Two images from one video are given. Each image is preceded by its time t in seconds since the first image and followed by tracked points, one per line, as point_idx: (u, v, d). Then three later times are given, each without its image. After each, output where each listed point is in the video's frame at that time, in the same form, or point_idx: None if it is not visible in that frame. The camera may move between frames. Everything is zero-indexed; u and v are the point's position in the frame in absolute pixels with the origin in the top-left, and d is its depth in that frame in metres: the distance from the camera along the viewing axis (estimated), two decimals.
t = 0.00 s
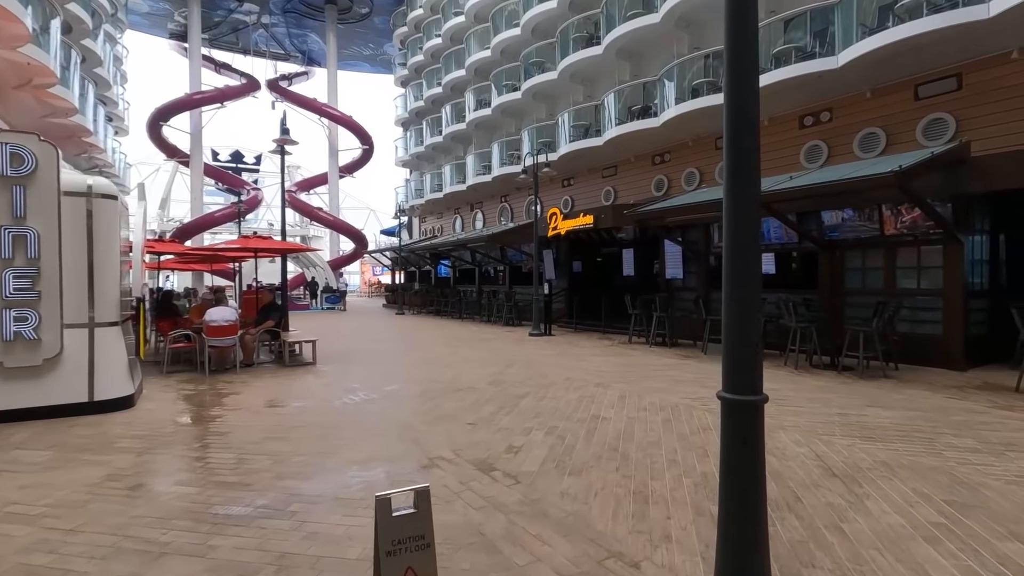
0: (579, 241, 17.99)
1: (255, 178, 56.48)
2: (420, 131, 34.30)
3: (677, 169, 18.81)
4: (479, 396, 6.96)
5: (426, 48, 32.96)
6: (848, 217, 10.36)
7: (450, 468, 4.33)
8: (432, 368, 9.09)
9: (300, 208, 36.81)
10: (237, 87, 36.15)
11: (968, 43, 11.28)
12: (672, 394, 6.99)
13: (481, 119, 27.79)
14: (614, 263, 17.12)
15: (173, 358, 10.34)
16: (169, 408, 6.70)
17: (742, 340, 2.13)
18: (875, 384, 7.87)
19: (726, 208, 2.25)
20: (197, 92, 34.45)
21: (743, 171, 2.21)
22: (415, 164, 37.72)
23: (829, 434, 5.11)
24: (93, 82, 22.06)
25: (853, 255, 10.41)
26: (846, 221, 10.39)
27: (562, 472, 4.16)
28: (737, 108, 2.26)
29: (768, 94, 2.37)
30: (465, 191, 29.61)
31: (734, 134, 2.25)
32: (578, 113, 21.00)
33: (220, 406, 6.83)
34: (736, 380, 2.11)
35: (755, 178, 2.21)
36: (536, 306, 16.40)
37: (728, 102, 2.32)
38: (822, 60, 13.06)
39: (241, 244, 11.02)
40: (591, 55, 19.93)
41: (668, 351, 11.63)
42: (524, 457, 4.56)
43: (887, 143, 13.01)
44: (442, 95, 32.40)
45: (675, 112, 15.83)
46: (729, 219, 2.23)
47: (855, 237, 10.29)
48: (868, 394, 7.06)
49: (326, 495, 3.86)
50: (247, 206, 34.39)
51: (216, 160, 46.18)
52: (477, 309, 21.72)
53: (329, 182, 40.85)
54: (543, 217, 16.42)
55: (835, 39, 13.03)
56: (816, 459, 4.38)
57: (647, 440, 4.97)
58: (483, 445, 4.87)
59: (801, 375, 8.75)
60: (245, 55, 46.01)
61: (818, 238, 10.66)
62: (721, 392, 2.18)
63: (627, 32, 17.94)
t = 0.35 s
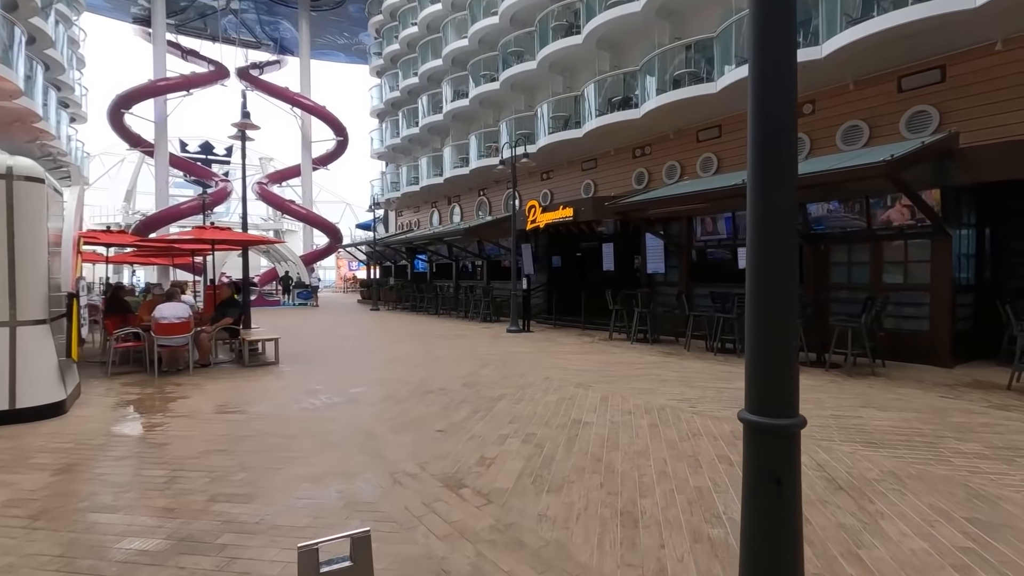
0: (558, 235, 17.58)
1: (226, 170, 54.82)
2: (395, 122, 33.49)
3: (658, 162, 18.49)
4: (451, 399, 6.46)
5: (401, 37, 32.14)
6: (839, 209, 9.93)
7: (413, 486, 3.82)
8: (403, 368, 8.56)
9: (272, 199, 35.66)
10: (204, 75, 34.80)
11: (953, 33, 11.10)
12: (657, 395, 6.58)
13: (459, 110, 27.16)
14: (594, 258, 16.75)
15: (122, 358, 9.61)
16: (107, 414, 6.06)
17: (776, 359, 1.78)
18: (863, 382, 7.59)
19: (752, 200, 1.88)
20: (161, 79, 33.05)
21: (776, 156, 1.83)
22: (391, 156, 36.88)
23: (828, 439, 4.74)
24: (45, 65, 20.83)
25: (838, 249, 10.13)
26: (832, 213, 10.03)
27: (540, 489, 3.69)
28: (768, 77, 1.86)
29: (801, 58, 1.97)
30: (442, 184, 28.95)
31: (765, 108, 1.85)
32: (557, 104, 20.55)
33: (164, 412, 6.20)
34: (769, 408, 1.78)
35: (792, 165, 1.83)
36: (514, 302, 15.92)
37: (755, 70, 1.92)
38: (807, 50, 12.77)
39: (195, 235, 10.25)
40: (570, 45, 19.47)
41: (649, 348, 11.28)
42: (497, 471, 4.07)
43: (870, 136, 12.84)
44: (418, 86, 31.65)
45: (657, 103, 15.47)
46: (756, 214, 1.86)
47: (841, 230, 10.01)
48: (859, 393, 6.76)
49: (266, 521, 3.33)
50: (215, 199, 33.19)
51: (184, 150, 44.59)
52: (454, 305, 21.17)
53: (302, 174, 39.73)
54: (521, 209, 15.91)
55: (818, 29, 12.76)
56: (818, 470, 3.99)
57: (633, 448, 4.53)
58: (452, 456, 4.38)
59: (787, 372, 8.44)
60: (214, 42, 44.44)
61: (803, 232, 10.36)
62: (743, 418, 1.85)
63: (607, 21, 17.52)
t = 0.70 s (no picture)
0: (540, 232, 17.10)
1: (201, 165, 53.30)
2: (375, 117, 32.73)
3: (642, 158, 18.13)
4: (421, 408, 5.93)
5: (381, 30, 31.38)
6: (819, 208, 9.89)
7: (367, 517, 3.28)
8: (373, 372, 8.00)
9: (246, 195, 34.64)
10: (176, 67, 33.61)
11: (943, 27, 10.85)
12: (645, 401, 6.13)
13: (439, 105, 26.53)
14: (576, 257, 16.34)
15: (68, 363, 8.91)
16: (33, 429, 5.40)
17: (838, 412, 1.48)
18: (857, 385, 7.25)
19: (813, 219, 1.53)
20: (130, 69, 31.80)
21: (848, 165, 1.48)
22: (371, 152, 36.11)
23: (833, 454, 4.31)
24: (0, 52, 19.76)
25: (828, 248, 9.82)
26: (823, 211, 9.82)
27: (514, 521, 3.19)
28: (839, 61, 1.50)
29: (876, 33, 1.59)
30: (422, 181, 28.33)
31: (834, 101, 1.50)
32: (540, 99, 20.09)
33: (100, 425, 5.56)
34: (827, 470, 1.50)
35: (869, 172, 1.48)
36: (495, 301, 15.41)
37: (819, 54, 1.54)
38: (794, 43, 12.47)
39: (150, 231, 9.54)
40: (553, 38, 19.00)
41: (634, 349, 10.87)
42: (466, 497, 3.56)
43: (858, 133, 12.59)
44: (398, 80, 30.93)
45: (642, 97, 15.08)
46: (819, 236, 1.52)
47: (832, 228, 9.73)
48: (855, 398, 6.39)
49: (185, 567, 2.78)
50: (187, 194, 32.09)
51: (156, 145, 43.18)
52: (434, 305, 20.57)
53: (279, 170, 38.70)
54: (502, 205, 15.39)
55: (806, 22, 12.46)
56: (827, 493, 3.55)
57: (620, 467, 4.05)
58: (417, 479, 3.86)
59: (777, 375, 8.08)
60: (187, 33, 43.05)
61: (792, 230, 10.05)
62: (790, 473, 1.59)
63: (590, 14, 17.08)
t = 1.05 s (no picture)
0: (519, 230, 16.61)
1: (170, 161, 51.63)
2: (351, 112, 31.92)
3: (623, 155, 17.77)
4: (385, 421, 5.39)
5: (356, 23, 30.57)
6: (803, 206, 9.55)
7: (303, 566, 2.75)
8: (337, 379, 7.42)
9: (217, 191, 33.52)
10: (141, 57, 32.32)
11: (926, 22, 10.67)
12: (628, 411, 5.68)
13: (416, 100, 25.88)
14: (557, 255, 15.92)
15: (3, 370, 8.17)
16: None
17: None
18: (849, 390, 6.91)
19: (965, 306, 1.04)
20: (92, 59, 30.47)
21: None
22: (347, 148, 35.28)
23: (835, 472, 3.92)
24: None
25: (814, 245, 9.54)
26: (808, 207, 9.47)
27: (479, 568, 2.69)
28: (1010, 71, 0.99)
29: None
30: (400, 178, 27.65)
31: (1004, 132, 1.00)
32: (519, 94, 19.63)
33: (17, 445, 4.90)
34: None
35: None
36: (473, 301, 14.88)
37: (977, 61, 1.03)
38: (778, 36, 12.18)
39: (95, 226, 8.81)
40: (532, 30, 18.52)
41: (616, 351, 10.46)
42: (425, 535, 3.05)
43: (841, 129, 12.40)
44: (374, 74, 30.17)
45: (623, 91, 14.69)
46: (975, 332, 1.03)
47: (818, 225, 9.43)
48: (850, 404, 6.03)
49: None
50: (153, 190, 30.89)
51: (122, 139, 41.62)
52: (410, 305, 19.95)
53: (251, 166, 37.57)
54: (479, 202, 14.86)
55: (790, 16, 12.17)
56: (838, 524, 3.14)
57: (603, 492, 3.58)
58: (370, 512, 3.33)
59: (765, 378, 7.72)
60: (154, 24, 41.55)
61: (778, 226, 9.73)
62: None
63: (570, 6, 16.64)
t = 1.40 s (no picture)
0: (502, 231, 16.14)
1: (143, 159, 50.17)
2: (330, 110, 31.18)
3: (608, 154, 17.39)
4: (352, 440, 4.86)
5: (335, 18, 29.87)
6: (796, 206, 9.25)
7: None
8: (304, 389, 6.87)
9: (191, 190, 32.53)
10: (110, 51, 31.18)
11: (916, 18, 10.45)
12: (619, 424, 5.23)
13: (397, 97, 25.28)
14: (541, 256, 15.51)
15: None
16: None
17: None
18: (848, 398, 6.54)
19: None
20: (57, 52, 29.29)
21: None
22: (326, 146, 34.50)
23: (853, 498, 3.50)
24: None
25: (807, 245, 9.22)
26: (801, 208, 9.18)
27: None
28: None
29: None
30: (380, 177, 27.02)
31: None
32: (502, 91, 19.19)
33: None
34: None
35: None
36: (454, 304, 14.36)
37: None
38: (767, 32, 11.88)
39: (39, 225, 8.10)
40: (515, 26, 18.09)
41: (602, 356, 10.04)
42: None
43: (831, 127, 12.18)
44: (354, 71, 29.49)
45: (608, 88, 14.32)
46: None
47: (811, 226, 9.12)
48: (853, 415, 5.66)
49: None
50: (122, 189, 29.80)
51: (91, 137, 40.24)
52: (389, 307, 19.34)
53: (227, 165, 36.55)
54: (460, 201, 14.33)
55: (778, 12, 11.89)
56: (867, 565, 2.71)
57: (595, 528, 3.11)
58: (322, 558, 2.83)
59: (759, 385, 7.34)
60: (126, 18, 40.28)
61: (769, 227, 9.42)
62: None
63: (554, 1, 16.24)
